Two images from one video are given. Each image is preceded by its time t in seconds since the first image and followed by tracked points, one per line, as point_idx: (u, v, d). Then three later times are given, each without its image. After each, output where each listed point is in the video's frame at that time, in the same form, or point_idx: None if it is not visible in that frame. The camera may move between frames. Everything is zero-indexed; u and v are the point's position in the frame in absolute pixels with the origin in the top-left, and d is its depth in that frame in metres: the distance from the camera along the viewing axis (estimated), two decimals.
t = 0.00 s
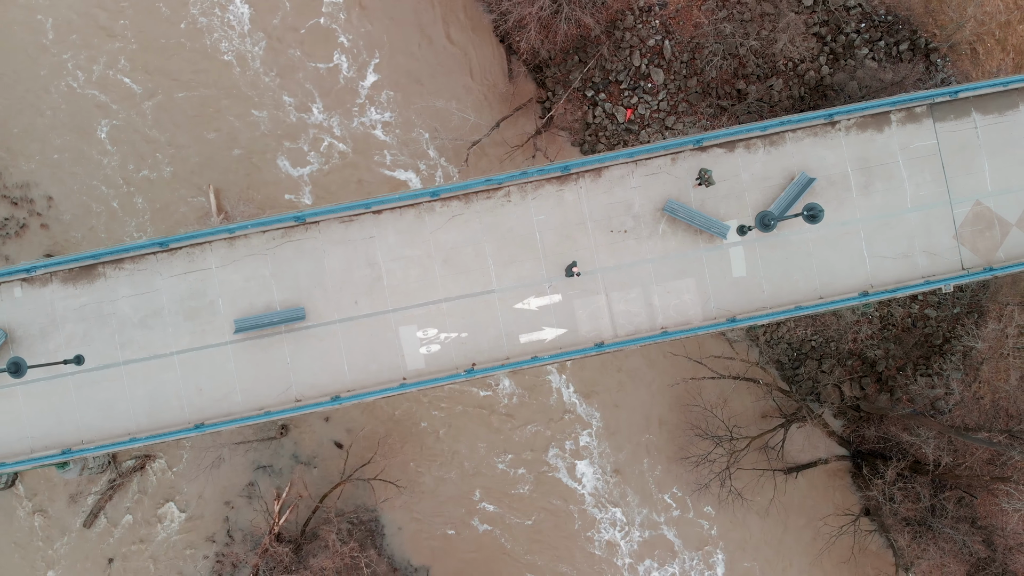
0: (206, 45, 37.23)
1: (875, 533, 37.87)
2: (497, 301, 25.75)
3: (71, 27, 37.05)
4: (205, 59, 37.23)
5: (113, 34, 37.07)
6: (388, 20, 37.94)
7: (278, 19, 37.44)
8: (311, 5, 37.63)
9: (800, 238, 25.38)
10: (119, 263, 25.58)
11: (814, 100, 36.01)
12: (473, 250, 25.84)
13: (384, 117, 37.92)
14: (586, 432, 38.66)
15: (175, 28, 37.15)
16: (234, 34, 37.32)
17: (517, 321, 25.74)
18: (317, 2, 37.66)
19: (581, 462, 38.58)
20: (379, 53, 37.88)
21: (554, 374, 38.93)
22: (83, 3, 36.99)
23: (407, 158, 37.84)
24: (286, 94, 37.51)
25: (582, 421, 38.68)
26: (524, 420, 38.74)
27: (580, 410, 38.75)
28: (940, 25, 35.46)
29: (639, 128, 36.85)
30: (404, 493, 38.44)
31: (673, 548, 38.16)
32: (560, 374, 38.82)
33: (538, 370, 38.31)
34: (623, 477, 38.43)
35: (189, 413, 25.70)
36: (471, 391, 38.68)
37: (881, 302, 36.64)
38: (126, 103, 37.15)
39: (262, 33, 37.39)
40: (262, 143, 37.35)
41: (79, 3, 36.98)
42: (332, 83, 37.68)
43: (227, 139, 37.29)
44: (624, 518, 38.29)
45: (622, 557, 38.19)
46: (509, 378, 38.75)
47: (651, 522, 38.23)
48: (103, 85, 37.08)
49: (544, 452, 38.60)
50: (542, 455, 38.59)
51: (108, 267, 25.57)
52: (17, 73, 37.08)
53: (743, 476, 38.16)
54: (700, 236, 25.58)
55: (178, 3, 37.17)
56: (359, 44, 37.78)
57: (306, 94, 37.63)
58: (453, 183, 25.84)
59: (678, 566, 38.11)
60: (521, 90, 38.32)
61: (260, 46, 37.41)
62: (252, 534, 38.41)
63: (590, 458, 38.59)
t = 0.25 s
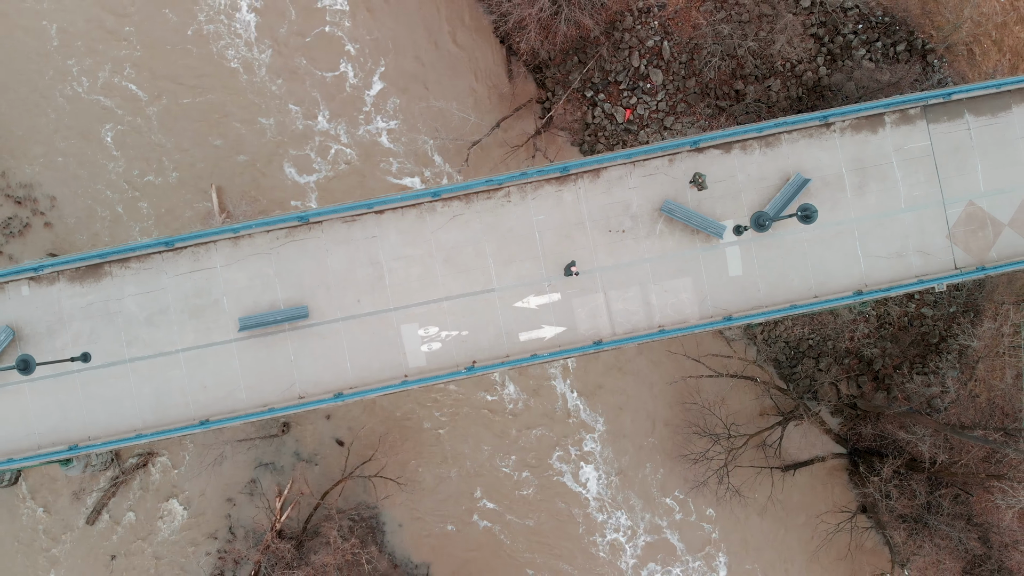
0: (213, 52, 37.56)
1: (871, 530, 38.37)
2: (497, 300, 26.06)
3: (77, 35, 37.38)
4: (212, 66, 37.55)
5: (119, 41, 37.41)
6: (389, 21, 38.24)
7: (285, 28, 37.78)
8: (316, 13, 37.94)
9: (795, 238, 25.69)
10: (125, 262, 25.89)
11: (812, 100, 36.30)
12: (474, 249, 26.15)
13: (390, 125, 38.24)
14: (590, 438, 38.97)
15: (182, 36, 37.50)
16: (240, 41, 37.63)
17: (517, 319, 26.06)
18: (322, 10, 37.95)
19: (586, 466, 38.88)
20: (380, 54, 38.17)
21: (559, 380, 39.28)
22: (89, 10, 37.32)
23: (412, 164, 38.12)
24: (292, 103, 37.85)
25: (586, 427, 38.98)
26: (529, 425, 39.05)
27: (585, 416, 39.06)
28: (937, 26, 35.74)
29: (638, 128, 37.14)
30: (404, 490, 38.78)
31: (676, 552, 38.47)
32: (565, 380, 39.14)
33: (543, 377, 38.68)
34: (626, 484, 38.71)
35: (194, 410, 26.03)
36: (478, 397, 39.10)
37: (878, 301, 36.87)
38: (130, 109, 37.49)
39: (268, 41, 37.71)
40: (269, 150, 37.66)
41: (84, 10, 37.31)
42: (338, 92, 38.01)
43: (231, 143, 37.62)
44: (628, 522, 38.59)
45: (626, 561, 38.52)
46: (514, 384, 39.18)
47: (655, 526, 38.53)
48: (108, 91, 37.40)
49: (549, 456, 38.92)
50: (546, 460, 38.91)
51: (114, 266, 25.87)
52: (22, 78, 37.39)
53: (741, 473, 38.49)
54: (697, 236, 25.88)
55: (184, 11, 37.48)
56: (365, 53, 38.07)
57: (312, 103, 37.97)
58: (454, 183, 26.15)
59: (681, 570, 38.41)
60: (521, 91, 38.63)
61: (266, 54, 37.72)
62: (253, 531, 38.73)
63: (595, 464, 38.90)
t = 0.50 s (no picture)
0: (220, 60, 37.90)
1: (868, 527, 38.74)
2: (497, 299, 26.41)
3: (83, 42, 37.70)
4: (218, 74, 37.90)
5: (125, 48, 37.72)
6: (391, 24, 38.59)
7: (292, 37, 38.13)
8: (322, 22, 38.29)
9: (789, 238, 26.05)
10: (132, 262, 26.24)
11: (809, 101, 36.63)
12: (475, 249, 26.50)
13: (396, 134, 38.63)
14: (595, 444, 39.37)
15: (189, 43, 37.80)
16: (247, 50, 37.98)
17: (517, 318, 26.43)
18: (328, 18, 38.30)
19: (592, 472, 39.24)
20: (381, 55, 38.52)
21: (564, 387, 39.65)
22: (96, 18, 37.66)
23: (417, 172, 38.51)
24: (299, 112, 38.29)
25: (591, 433, 39.36)
26: (535, 431, 39.45)
27: (589, 421, 39.41)
28: (933, 27, 36.07)
29: (637, 128, 37.48)
30: (405, 487, 39.17)
31: (678, 556, 38.81)
32: (570, 387, 39.48)
33: (548, 383, 39.06)
34: (631, 491, 39.05)
35: (200, 407, 26.41)
36: (485, 403, 39.56)
37: (875, 301, 37.24)
38: (136, 115, 37.84)
39: (275, 51, 38.07)
40: (273, 154, 38.02)
41: (90, 15, 37.65)
42: (346, 103, 38.46)
43: (235, 148, 37.99)
44: (633, 528, 38.92)
45: (630, 565, 38.87)
46: (520, 391, 39.61)
47: (659, 531, 38.84)
48: (114, 97, 37.75)
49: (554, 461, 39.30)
50: (551, 465, 39.30)
51: (121, 266, 26.21)
52: (28, 84, 37.74)
53: (739, 471, 38.81)
54: (694, 236, 26.23)
55: (190, 19, 37.76)
56: (372, 62, 38.43)
57: (320, 112, 38.37)
58: (455, 184, 26.49)
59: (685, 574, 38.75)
60: (521, 92, 38.98)
61: (273, 63, 38.09)
62: (255, 528, 39.09)
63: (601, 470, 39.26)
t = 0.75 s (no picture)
0: (227, 67, 38.29)
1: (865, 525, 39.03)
2: (498, 299, 26.73)
3: (89, 49, 38.02)
4: (225, 83, 38.30)
5: (131, 55, 38.07)
6: (392, 27, 38.95)
7: (299, 47, 38.57)
8: (328, 31, 38.72)
9: (785, 239, 26.36)
10: (138, 262, 26.56)
11: (807, 102, 36.94)
12: (475, 250, 26.82)
13: (401, 142, 38.96)
14: (600, 449, 39.70)
15: (196, 51, 38.20)
16: (254, 59, 38.38)
17: (517, 317, 26.74)
18: (333, 27, 38.75)
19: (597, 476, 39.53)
20: (382, 58, 38.89)
21: (568, 393, 39.89)
22: (102, 25, 38.00)
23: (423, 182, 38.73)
24: (306, 121, 38.62)
25: (596, 439, 39.68)
26: (541, 437, 39.74)
27: (593, 427, 39.72)
28: (930, 29, 36.37)
29: (636, 129, 37.82)
30: (405, 485, 39.49)
31: (682, 560, 39.12)
32: (574, 393, 39.75)
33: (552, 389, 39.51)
34: (634, 496, 39.34)
35: (205, 405, 26.74)
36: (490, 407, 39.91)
37: (871, 300, 37.58)
38: (141, 121, 38.17)
39: (281, 59, 38.47)
40: (276, 155, 38.36)
41: (95, 19, 38.00)
42: (352, 111, 38.80)
43: (238, 152, 38.31)
44: (636, 533, 39.21)
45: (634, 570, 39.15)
46: (526, 397, 39.95)
47: (663, 537, 39.12)
48: (120, 104, 38.10)
49: (559, 466, 39.59)
50: (553, 466, 39.63)
51: (128, 266, 26.53)
52: (32, 88, 38.00)
53: (737, 469, 39.12)
54: (691, 236, 26.54)
55: (197, 28, 38.20)
56: (379, 71, 38.84)
57: (327, 122, 38.71)
58: (456, 186, 26.82)
59: None
60: (521, 93, 39.29)
61: (280, 72, 38.49)
62: (258, 525, 39.46)
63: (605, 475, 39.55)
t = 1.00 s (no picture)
0: (234, 75, 38.64)
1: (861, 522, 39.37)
2: (498, 298, 27.08)
3: (95, 56, 38.37)
4: (231, 90, 38.64)
5: (137, 62, 38.40)
6: (394, 30, 39.32)
7: (305, 57, 38.94)
8: (335, 41, 39.08)
9: (781, 240, 26.70)
10: (144, 262, 26.90)
11: (805, 104, 37.31)
12: (476, 250, 27.17)
13: (408, 152, 39.35)
14: (605, 456, 40.01)
15: (203, 59, 38.54)
16: (261, 68, 38.75)
17: (516, 317, 27.10)
18: (340, 37, 39.11)
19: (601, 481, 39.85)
20: (384, 60, 39.23)
21: (573, 400, 40.29)
22: (109, 33, 38.38)
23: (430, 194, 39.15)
24: (313, 130, 38.99)
25: (601, 445, 40.06)
26: (546, 443, 40.08)
27: (598, 434, 40.10)
28: (927, 32, 36.72)
29: (635, 131, 38.20)
30: (406, 483, 39.84)
31: (685, 565, 39.54)
32: (579, 400, 40.16)
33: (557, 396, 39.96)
34: (638, 501, 39.68)
35: (210, 403, 27.10)
36: (496, 413, 40.23)
37: (868, 300, 37.97)
38: (146, 128, 38.53)
39: (288, 69, 38.85)
40: (278, 157, 38.73)
41: (100, 23, 38.36)
42: (359, 121, 39.14)
43: (241, 155, 38.66)
44: (641, 539, 39.57)
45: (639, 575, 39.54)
46: (532, 404, 40.29)
47: (666, 542, 39.49)
48: (125, 111, 38.45)
49: (563, 471, 39.94)
50: (552, 464, 39.98)
51: (134, 266, 26.89)
52: (38, 93, 38.39)
53: (734, 467, 39.44)
54: (688, 237, 26.89)
55: (204, 36, 38.53)
56: (385, 81, 39.19)
57: (334, 131, 39.08)
58: (457, 187, 27.19)
59: None
60: (521, 94, 39.63)
61: (287, 83, 38.88)
62: (260, 522, 39.83)
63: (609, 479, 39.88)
